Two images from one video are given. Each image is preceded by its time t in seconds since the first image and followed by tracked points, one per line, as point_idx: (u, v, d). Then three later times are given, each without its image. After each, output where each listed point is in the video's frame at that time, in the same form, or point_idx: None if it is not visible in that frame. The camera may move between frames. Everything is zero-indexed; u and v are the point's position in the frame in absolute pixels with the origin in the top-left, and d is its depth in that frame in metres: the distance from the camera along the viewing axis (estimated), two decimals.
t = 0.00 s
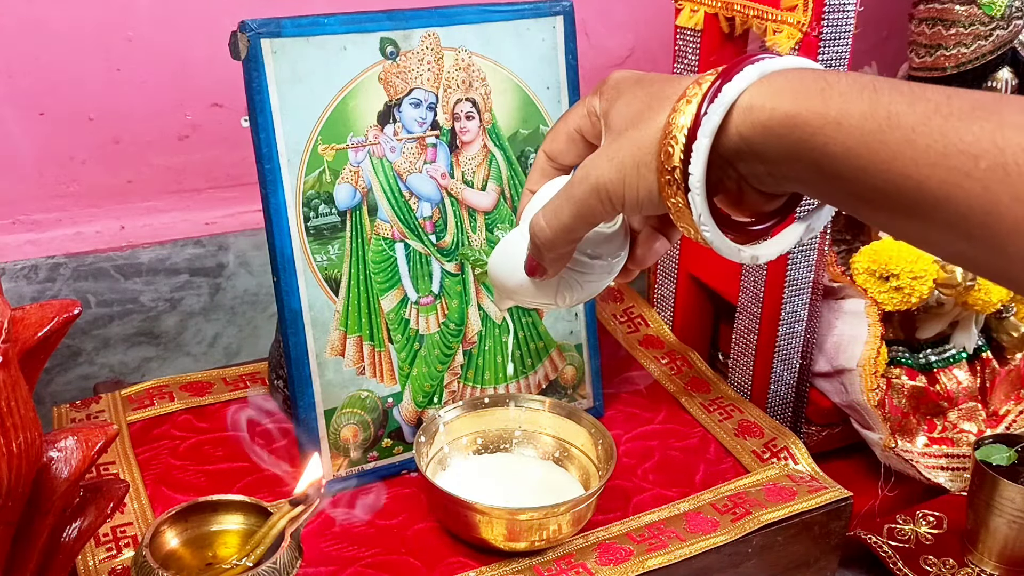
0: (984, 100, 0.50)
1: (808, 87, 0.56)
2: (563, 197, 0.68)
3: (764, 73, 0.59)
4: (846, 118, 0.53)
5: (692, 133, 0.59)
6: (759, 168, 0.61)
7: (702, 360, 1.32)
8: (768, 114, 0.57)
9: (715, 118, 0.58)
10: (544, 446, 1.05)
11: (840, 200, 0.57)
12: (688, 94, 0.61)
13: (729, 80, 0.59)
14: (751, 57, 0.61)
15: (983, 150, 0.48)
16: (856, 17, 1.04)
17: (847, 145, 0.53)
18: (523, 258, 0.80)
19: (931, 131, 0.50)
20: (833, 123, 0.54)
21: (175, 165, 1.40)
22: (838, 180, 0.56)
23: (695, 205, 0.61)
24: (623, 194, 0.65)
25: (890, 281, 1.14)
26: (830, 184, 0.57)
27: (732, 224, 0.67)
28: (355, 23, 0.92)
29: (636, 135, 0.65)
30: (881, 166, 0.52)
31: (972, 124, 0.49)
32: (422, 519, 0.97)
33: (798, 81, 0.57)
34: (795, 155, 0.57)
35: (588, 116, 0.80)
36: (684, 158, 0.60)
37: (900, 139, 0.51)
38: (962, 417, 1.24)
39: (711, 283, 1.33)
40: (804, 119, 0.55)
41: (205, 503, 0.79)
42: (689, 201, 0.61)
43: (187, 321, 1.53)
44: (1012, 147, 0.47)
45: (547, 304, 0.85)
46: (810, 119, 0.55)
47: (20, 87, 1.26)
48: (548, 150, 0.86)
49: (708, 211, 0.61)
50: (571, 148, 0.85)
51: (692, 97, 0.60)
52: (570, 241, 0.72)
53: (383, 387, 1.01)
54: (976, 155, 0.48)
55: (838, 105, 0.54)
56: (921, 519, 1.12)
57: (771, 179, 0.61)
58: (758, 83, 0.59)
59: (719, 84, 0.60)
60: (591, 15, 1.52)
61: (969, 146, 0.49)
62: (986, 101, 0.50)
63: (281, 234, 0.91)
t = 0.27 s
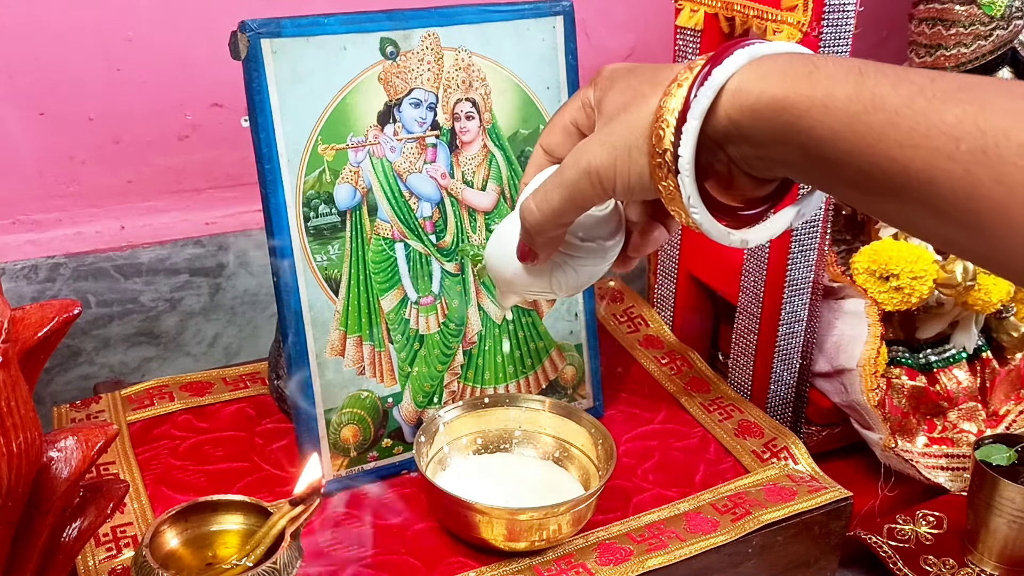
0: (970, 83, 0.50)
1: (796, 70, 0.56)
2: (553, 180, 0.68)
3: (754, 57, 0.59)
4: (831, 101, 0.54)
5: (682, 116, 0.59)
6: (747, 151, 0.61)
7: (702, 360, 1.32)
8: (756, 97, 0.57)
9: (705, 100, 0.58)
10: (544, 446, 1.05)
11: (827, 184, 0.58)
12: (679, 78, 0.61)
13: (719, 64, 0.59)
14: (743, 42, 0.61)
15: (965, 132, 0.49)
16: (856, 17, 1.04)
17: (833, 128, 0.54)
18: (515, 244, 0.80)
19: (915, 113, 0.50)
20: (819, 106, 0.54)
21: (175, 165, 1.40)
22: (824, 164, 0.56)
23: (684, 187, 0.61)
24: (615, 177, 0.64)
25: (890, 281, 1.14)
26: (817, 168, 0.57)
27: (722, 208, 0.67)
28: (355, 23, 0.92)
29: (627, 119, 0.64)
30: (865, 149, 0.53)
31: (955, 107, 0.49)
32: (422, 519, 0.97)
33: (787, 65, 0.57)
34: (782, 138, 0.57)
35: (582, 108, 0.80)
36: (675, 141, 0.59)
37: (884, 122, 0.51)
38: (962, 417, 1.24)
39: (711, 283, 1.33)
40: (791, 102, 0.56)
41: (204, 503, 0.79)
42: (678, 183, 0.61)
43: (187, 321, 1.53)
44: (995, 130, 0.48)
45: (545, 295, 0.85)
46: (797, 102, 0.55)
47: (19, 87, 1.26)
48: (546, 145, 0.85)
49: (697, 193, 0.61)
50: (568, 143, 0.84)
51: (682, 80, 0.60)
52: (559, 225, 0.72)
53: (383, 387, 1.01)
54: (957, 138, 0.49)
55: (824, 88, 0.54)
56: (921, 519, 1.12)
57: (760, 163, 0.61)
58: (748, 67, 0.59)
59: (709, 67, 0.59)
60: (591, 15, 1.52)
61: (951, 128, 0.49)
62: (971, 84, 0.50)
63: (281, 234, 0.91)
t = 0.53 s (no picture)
0: (946, 74, 0.49)
1: (779, 64, 0.56)
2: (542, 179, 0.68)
3: (738, 51, 0.59)
4: (813, 93, 0.53)
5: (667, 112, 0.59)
6: (732, 146, 0.60)
7: (702, 360, 1.32)
8: (741, 91, 0.57)
9: (690, 94, 0.58)
10: (544, 446, 1.05)
11: (811, 177, 0.57)
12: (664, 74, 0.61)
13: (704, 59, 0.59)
14: (728, 37, 0.61)
15: (942, 124, 0.48)
16: (856, 18, 1.04)
17: (815, 121, 0.53)
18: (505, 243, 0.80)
19: (894, 105, 0.50)
20: (801, 99, 0.54)
21: (175, 165, 1.40)
22: (807, 157, 0.55)
23: (670, 180, 0.61)
24: (602, 174, 0.64)
25: (890, 281, 1.14)
26: (801, 161, 0.56)
27: (711, 203, 0.67)
28: (355, 23, 0.92)
29: (614, 116, 0.64)
30: (846, 142, 0.52)
31: (933, 99, 0.49)
32: (423, 519, 0.97)
33: (771, 58, 0.57)
34: (765, 132, 0.57)
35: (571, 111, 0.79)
36: (661, 135, 0.59)
37: (863, 114, 0.51)
38: (962, 417, 1.24)
39: (711, 283, 1.33)
40: (773, 95, 0.55)
41: (205, 503, 0.79)
42: (664, 177, 0.61)
43: (187, 321, 1.53)
44: (972, 122, 0.47)
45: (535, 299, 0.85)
46: (779, 95, 0.55)
47: (19, 87, 1.26)
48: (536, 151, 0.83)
49: (683, 186, 0.61)
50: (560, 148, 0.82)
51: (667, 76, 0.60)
52: (548, 223, 0.71)
53: (383, 387, 1.01)
54: (934, 129, 0.48)
55: (806, 82, 0.54)
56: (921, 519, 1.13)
57: (745, 158, 0.61)
58: (732, 61, 0.59)
59: (693, 63, 0.59)
60: (591, 15, 1.52)
61: (929, 120, 0.48)
62: (949, 76, 0.49)
63: (281, 235, 0.91)
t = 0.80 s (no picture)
0: (933, 67, 0.49)
1: (769, 57, 0.56)
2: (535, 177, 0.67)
3: (728, 45, 0.59)
4: (803, 86, 0.53)
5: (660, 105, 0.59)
6: (723, 139, 0.60)
7: (702, 360, 1.32)
8: (732, 84, 0.56)
9: (682, 88, 0.58)
10: (544, 446, 1.05)
11: (801, 170, 0.57)
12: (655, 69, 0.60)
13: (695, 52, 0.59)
14: (718, 31, 0.60)
15: (930, 117, 0.48)
16: (856, 17, 1.04)
17: (805, 114, 0.53)
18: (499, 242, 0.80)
19: (882, 99, 0.50)
20: (791, 92, 0.53)
21: (174, 165, 1.40)
22: (797, 150, 0.55)
23: (663, 174, 0.60)
24: (595, 170, 0.64)
25: (890, 281, 1.14)
26: (791, 153, 0.56)
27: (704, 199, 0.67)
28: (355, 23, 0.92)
29: (606, 112, 0.64)
30: (835, 135, 0.52)
31: (921, 92, 0.49)
32: (423, 519, 0.97)
33: (761, 51, 0.56)
34: (756, 125, 0.56)
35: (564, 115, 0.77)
36: (654, 129, 0.59)
37: (852, 107, 0.51)
38: (962, 417, 1.24)
39: (711, 284, 1.33)
40: (764, 88, 0.55)
41: (205, 503, 0.79)
42: (657, 170, 0.60)
43: (187, 321, 1.53)
44: (960, 116, 0.47)
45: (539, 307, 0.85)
46: (770, 87, 0.54)
47: (19, 87, 1.26)
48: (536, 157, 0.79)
49: (675, 179, 0.60)
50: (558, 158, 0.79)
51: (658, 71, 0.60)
52: (540, 219, 0.71)
53: (383, 387, 1.01)
54: (922, 123, 0.48)
55: (796, 75, 0.53)
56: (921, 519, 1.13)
57: (736, 151, 0.61)
58: (722, 55, 0.58)
59: (683, 57, 0.59)
60: (591, 15, 1.52)
61: (916, 114, 0.48)
62: (936, 69, 0.49)
63: (281, 235, 0.91)
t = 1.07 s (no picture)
0: (925, 71, 0.50)
1: (763, 61, 0.56)
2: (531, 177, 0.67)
3: (724, 49, 0.59)
4: (797, 90, 0.53)
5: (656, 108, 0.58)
6: (718, 142, 0.60)
7: (702, 360, 1.32)
8: (727, 88, 0.56)
9: (677, 91, 0.58)
10: (544, 446, 1.05)
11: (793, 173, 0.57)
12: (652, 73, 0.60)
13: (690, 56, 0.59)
14: (713, 36, 0.61)
15: (921, 120, 0.48)
16: (856, 18, 1.04)
17: (798, 119, 0.53)
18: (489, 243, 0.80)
19: (874, 102, 0.50)
20: (785, 96, 0.54)
21: (175, 164, 1.40)
22: (790, 153, 0.55)
23: (659, 176, 0.60)
24: (591, 171, 0.63)
25: (890, 281, 1.14)
26: (784, 157, 0.56)
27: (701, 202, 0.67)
28: (355, 23, 0.92)
29: (602, 114, 0.64)
30: (828, 138, 0.52)
31: (912, 96, 0.49)
32: (422, 519, 0.97)
33: (755, 56, 0.56)
34: (749, 129, 0.56)
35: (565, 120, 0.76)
36: (649, 131, 0.59)
37: (845, 111, 0.51)
38: (962, 417, 1.24)
39: (711, 284, 1.33)
40: (758, 92, 0.55)
41: (205, 503, 0.79)
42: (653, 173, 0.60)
43: (187, 321, 1.53)
44: (951, 118, 0.47)
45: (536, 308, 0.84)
46: (764, 91, 0.54)
47: (19, 87, 1.26)
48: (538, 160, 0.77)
49: (670, 182, 0.60)
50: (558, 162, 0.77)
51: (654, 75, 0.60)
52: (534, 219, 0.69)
53: (383, 387, 1.01)
54: (913, 126, 0.48)
55: (790, 79, 0.54)
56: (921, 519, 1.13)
57: (730, 154, 0.61)
58: (718, 59, 0.58)
59: (678, 62, 0.59)
60: (591, 15, 1.52)
61: (908, 117, 0.49)
62: (927, 72, 0.50)
63: (281, 235, 0.91)
